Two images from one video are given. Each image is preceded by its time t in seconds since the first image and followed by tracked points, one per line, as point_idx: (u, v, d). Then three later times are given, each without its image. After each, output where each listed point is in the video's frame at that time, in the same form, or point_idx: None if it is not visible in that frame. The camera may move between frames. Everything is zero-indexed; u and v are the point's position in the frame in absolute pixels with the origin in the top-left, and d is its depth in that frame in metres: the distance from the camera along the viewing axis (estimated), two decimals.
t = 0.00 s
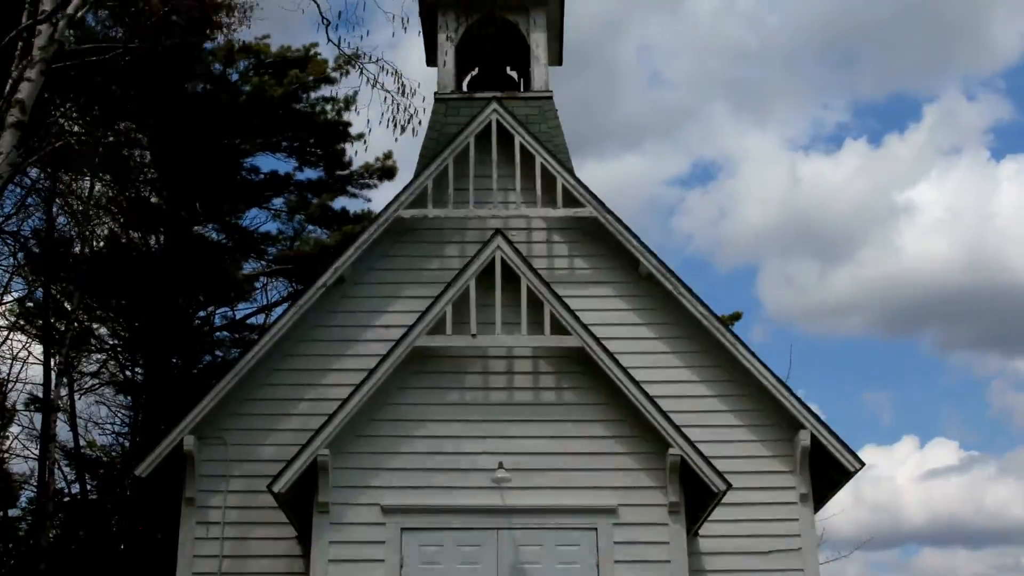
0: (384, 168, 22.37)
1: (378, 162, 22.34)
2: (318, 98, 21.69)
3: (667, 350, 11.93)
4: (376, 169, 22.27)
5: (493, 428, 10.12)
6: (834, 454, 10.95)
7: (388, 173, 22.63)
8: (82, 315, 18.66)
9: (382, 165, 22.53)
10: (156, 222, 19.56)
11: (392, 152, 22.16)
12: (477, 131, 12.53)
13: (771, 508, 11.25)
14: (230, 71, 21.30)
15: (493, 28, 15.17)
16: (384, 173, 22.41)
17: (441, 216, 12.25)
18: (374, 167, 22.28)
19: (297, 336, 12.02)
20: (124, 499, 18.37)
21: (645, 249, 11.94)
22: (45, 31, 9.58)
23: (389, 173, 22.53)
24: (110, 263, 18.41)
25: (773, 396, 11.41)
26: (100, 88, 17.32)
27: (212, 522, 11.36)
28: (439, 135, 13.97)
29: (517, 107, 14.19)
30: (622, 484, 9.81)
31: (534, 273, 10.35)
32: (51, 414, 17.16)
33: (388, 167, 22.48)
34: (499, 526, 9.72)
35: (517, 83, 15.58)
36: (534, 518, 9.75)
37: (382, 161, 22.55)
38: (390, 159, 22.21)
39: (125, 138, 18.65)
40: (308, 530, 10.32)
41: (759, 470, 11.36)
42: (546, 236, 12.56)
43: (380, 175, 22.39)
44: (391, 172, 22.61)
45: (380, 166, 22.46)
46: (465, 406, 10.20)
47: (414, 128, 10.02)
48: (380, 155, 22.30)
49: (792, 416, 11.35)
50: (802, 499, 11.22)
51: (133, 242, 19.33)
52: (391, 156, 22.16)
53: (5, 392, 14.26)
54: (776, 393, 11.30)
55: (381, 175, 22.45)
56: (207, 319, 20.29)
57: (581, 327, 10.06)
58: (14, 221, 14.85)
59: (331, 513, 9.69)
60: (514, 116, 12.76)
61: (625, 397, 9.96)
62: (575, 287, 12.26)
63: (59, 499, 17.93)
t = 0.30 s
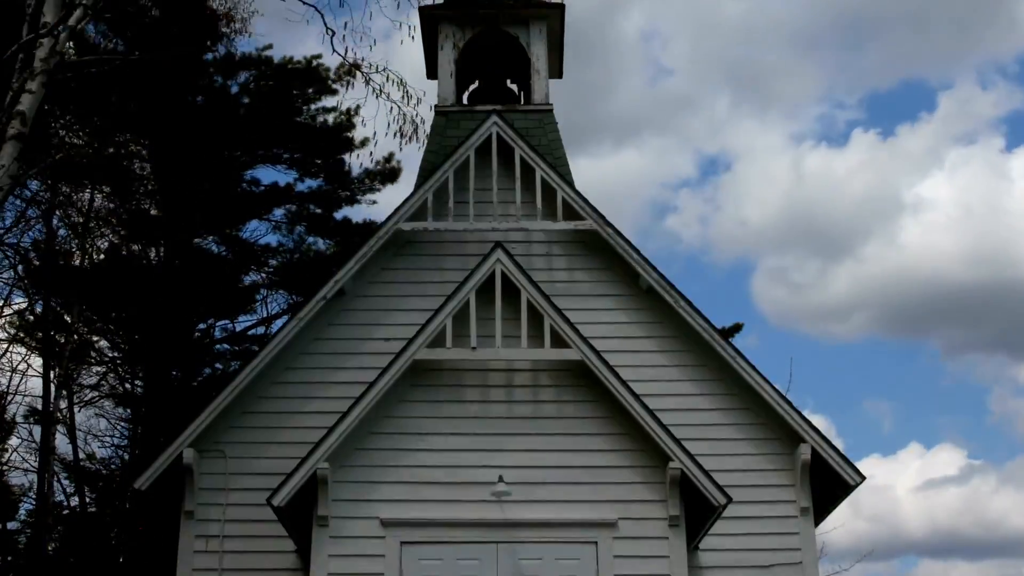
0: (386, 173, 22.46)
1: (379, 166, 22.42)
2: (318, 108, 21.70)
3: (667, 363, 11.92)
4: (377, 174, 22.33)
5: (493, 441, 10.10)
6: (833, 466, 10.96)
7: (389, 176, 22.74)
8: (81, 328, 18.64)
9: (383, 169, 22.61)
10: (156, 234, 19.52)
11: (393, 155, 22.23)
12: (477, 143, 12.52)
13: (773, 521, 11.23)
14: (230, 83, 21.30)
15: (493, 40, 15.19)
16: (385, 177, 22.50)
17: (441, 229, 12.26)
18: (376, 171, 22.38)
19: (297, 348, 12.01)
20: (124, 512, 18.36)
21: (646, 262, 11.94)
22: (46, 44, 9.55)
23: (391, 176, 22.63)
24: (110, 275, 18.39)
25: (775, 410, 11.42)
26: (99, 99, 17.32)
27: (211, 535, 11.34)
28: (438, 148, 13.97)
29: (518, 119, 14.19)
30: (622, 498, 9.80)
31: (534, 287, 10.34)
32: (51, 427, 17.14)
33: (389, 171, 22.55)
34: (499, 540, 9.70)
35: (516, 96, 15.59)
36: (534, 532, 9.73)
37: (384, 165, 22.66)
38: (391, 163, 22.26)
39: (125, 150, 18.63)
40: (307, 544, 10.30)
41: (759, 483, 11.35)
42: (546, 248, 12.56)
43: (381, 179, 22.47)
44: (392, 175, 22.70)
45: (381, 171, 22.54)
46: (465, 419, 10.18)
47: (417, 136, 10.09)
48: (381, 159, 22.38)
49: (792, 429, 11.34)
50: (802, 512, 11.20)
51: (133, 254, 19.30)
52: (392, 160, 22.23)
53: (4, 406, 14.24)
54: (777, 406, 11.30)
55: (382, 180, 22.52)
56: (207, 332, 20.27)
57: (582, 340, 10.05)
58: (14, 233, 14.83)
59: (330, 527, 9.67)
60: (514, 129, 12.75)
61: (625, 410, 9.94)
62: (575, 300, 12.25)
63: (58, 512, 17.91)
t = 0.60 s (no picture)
0: (386, 189, 22.47)
1: (379, 182, 22.44)
2: (319, 123, 21.76)
3: (666, 377, 11.91)
4: (377, 190, 22.35)
5: (492, 455, 10.09)
6: (834, 480, 10.96)
7: (389, 191, 22.74)
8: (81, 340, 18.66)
9: (383, 184, 22.62)
10: (155, 247, 19.43)
11: (393, 171, 22.27)
12: (478, 156, 12.52)
13: (774, 536, 11.21)
14: (231, 96, 21.36)
15: (494, 54, 15.20)
16: (385, 192, 22.51)
17: (441, 242, 12.27)
18: (376, 188, 22.42)
19: (297, 361, 12.00)
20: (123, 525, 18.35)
21: (646, 276, 11.94)
22: (47, 56, 9.53)
23: (391, 192, 22.62)
24: (110, 287, 18.39)
25: (775, 423, 11.43)
26: (99, 111, 17.34)
27: (210, 549, 11.31)
28: (439, 161, 13.98)
29: (518, 133, 14.20)
30: (623, 512, 9.79)
31: (535, 300, 10.32)
32: (51, 440, 17.14)
33: (389, 187, 22.57)
34: (499, 555, 9.69)
35: (517, 109, 15.60)
36: (533, 546, 9.72)
37: (383, 181, 22.67)
38: (391, 179, 22.29)
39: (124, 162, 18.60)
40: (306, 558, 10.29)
41: (760, 497, 11.33)
42: (545, 262, 12.56)
43: (381, 195, 22.48)
44: (392, 190, 22.71)
45: (381, 186, 22.56)
46: (465, 433, 10.17)
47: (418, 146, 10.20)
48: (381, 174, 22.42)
49: (792, 443, 11.34)
50: (802, 527, 11.19)
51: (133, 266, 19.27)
52: (392, 177, 22.26)
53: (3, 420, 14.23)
54: (778, 420, 11.30)
55: (382, 195, 22.53)
56: (207, 344, 20.27)
57: (582, 354, 10.04)
58: (14, 245, 14.83)
59: (330, 540, 9.65)
60: (514, 142, 12.74)
61: (625, 424, 9.93)
62: (576, 313, 12.24)
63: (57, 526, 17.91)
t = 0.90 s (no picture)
0: (385, 202, 22.42)
1: (378, 195, 22.41)
2: (318, 133, 21.71)
3: (666, 391, 11.90)
4: (376, 202, 22.27)
5: (492, 468, 10.07)
6: (834, 494, 10.95)
7: (389, 205, 22.69)
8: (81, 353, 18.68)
9: (383, 198, 22.55)
10: (155, 260, 19.34)
11: (392, 183, 22.25)
12: (478, 169, 12.53)
13: (775, 550, 11.17)
14: (230, 109, 21.38)
15: (494, 66, 15.21)
16: (385, 205, 22.44)
17: (441, 255, 12.26)
18: (376, 200, 22.32)
19: (296, 374, 11.98)
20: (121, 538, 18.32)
21: (646, 289, 11.94)
22: (47, 69, 9.55)
23: (391, 206, 22.56)
24: (109, 300, 18.39)
25: (775, 437, 11.42)
26: (98, 123, 17.35)
27: (209, 562, 11.28)
28: (439, 174, 13.98)
29: (518, 145, 14.21)
30: (623, 525, 9.77)
31: (535, 313, 10.31)
32: (49, 452, 17.14)
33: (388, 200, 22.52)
34: (498, 569, 9.67)
35: (517, 122, 15.60)
36: (533, 560, 9.70)
37: (382, 194, 22.60)
38: (390, 192, 22.26)
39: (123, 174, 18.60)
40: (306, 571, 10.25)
41: (760, 511, 11.31)
42: (545, 275, 12.55)
43: (381, 209, 22.41)
44: (392, 204, 22.67)
45: (381, 199, 22.50)
46: (464, 446, 10.15)
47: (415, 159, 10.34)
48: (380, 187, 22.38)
49: (792, 457, 11.33)
50: (803, 541, 11.16)
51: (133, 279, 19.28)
52: (391, 189, 22.22)
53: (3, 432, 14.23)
54: (778, 433, 11.29)
55: (382, 207, 22.47)
56: (206, 357, 20.25)
57: (583, 368, 10.03)
58: (14, 258, 14.85)
59: (329, 554, 9.63)
60: (514, 155, 12.74)
61: (626, 437, 9.92)
62: (576, 326, 12.23)
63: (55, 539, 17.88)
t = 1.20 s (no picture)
0: (386, 214, 22.43)
1: (379, 207, 22.37)
2: (318, 146, 21.77)
3: (666, 405, 11.88)
4: (377, 215, 22.30)
5: (492, 482, 10.06)
6: (834, 508, 10.94)
7: (389, 217, 22.69)
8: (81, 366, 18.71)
9: (384, 210, 22.58)
10: (156, 272, 19.35)
11: (394, 195, 22.23)
12: (478, 182, 12.54)
13: (775, 564, 11.14)
14: (231, 121, 21.39)
15: (494, 79, 15.22)
16: (386, 217, 22.44)
17: (441, 268, 12.26)
18: (376, 212, 22.39)
19: (296, 387, 11.97)
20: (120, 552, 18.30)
21: (646, 302, 11.94)
22: (48, 82, 9.56)
23: (392, 217, 22.57)
24: (109, 312, 18.40)
25: (775, 450, 11.41)
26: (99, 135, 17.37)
27: None
28: (439, 187, 13.99)
29: (519, 159, 14.21)
30: (623, 539, 9.76)
31: (535, 326, 10.30)
32: (49, 465, 17.14)
33: (389, 212, 22.53)
34: None
35: (517, 136, 15.61)
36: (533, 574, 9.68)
37: (383, 206, 22.63)
38: (391, 203, 22.25)
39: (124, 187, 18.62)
40: None
41: (760, 525, 11.29)
42: (545, 288, 12.54)
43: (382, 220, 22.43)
44: (392, 216, 22.67)
45: (382, 211, 22.50)
46: (464, 460, 10.14)
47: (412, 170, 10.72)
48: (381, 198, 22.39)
49: (792, 471, 11.32)
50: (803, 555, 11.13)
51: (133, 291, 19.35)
52: (392, 201, 22.19)
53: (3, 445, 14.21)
54: (778, 447, 11.28)
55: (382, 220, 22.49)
56: (207, 370, 20.24)
57: (583, 381, 10.02)
58: (14, 271, 14.87)
59: (330, 567, 9.61)
60: (514, 168, 12.74)
61: (626, 451, 9.90)
62: (575, 339, 12.22)
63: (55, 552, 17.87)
